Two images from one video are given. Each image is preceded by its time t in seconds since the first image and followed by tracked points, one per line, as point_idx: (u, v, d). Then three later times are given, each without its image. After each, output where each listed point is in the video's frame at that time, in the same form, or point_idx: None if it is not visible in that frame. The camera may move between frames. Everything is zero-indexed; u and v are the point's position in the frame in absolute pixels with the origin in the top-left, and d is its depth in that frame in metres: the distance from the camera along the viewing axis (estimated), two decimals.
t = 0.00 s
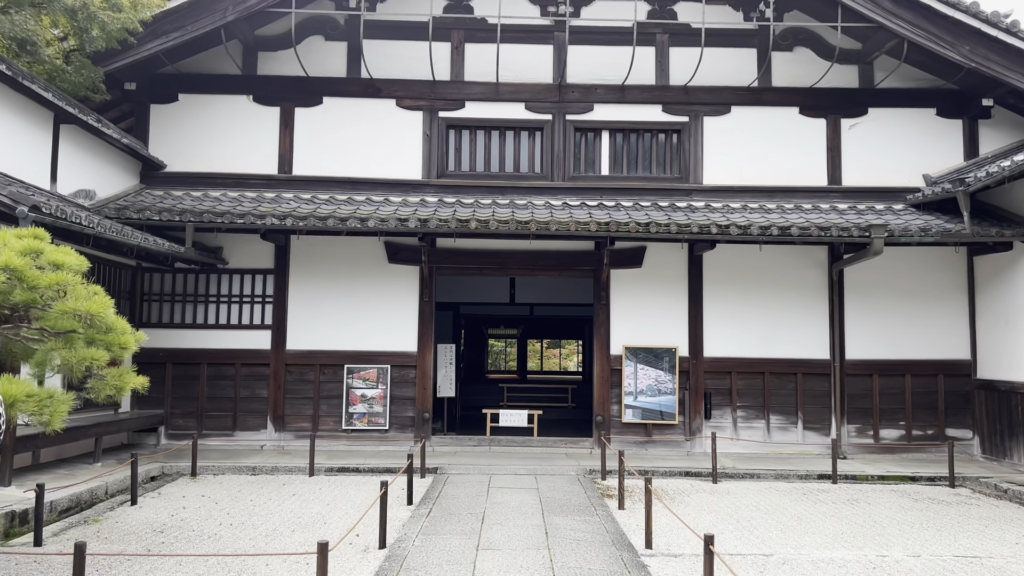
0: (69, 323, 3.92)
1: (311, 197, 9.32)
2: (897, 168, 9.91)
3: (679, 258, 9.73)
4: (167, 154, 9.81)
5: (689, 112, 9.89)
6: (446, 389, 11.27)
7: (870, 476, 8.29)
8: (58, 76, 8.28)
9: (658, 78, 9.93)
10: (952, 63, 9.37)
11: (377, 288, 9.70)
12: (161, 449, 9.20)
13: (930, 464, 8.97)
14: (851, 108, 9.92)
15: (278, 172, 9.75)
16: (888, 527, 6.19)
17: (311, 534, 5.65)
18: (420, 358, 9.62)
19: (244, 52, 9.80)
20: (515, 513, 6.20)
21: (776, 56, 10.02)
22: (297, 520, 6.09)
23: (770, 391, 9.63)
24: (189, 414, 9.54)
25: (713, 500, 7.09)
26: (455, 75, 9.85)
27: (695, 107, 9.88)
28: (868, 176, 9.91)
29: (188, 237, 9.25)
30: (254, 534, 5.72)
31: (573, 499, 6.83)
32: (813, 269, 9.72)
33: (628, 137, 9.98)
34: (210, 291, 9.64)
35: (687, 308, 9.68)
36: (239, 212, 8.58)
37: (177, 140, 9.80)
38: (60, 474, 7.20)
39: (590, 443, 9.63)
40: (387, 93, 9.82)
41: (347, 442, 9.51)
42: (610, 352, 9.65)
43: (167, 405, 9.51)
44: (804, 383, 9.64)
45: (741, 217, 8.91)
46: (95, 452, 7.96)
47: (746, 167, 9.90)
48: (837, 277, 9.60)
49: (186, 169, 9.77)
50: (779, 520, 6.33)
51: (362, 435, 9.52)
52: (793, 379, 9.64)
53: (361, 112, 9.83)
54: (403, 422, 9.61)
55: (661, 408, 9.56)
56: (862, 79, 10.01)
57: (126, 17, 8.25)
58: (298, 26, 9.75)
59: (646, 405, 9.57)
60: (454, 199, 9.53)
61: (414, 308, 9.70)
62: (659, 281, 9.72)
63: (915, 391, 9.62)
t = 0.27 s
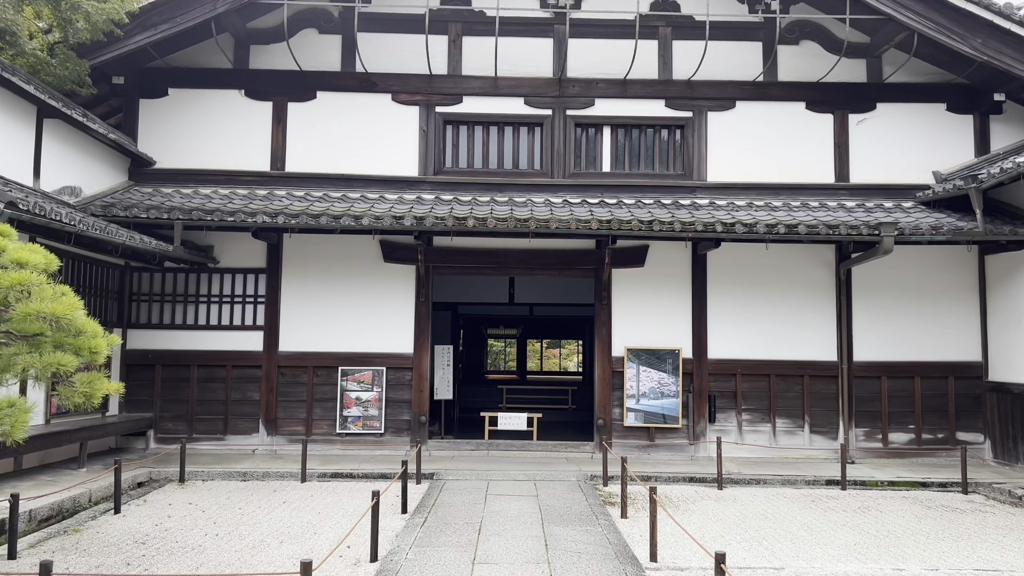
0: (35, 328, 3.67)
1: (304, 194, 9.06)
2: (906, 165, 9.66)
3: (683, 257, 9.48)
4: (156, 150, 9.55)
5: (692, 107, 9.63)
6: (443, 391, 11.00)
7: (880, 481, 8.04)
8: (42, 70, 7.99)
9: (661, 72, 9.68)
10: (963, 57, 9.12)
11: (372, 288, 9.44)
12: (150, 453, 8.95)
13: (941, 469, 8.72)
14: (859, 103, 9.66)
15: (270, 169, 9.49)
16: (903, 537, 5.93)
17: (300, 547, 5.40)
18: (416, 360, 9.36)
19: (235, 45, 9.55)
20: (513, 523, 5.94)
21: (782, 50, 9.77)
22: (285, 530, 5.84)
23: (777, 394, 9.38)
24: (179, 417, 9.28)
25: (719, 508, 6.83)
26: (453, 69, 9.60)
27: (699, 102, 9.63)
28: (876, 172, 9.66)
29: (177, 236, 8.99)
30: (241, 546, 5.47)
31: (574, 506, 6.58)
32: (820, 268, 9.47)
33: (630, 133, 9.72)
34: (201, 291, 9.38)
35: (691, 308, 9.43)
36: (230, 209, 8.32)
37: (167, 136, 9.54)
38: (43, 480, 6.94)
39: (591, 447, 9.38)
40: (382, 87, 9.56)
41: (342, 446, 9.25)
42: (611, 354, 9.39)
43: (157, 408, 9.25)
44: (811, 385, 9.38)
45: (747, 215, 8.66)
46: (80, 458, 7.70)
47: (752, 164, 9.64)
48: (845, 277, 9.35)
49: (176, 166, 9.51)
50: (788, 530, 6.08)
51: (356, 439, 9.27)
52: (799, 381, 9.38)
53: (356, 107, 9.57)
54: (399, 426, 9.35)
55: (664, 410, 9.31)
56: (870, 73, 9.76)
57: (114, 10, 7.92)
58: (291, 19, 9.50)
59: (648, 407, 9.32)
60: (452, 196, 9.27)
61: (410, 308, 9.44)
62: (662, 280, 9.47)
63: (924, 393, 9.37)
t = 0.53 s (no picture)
0: None
1: (298, 187, 8.79)
2: (918, 157, 9.38)
3: (689, 251, 9.20)
4: (147, 141, 9.28)
5: (698, 98, 9.36)
6: (442, 390, 10.73)
7: (893, 483, 7.77)
8: (26, 57, 7.68)
9: (666, 62, 9.40)
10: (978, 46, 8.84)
11: (369, 284, 9.16)
12: (140, 454, 8.69)
13: (956, 470, 8.45)
14: (870, 94, 9.39)
15: (264, 161, 9.22)
16: (923, 543, 5.66)
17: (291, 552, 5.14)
18: (414, 358, 9.09)
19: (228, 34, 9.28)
20: (515, 528, 5.67)
21: (790, 39, 9.50)
22: (276, 536, 5.58)
23: (785, 393, 9.10)
24: (170, 417, 9.02)
25: (729, 511, 6.56)
26: (452, 59, 9.33)
27: (706, 92, 9.35)
28: (888, 165, 9.39)
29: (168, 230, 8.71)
30: (229, 553, 5.20)
31: (578, 510, 6.31)
32: (830, 264, 9.20)
33: (634, 125, 9.45)
34: (193, 287, 9.11)
35: (697, 304, 9.16)
36: (221, 202, 8.05)
37: (158, 127, 9.28)
38: (26, 483, 6.67)
39: (594, 448, 9.11)
40: (379, 77, 9.29)
41: (337, 447, 8.98)
42: (615, 351, 9.12)
43: (147, 407, 8.99)
44: (821, 384, 9.11)
45: (755, 208, 8.38)
46: (66, 458, 7.44)
47: (759, 156, 9.36)
48: (856, 273, 9.08)
49: (167, 158, 9.24)
50: (803, 535, 5.81)
51: (353, 439, 9.00)
52: (809, 379, 9.11)
53: (352, 98, 9.30)
54: (396, 426, 9.08)
55: (669, 410, 9.05)
56: (881, 63, 9.49)
57: None
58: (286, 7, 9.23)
59: (653, 407, 9.05)
60: (451, 189, 9.00)
61: (408, 304, 9.17)
62: (667, 276, 9.19)
63: (937, 392, 9.10)
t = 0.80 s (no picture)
0: None
1: (294, 185, 8.55)
2: (931, 154, 9.14)
3: (696, 251, 8.96)
4: (139, 137, 9.04)
5: (705, 93, 9.11)
6: (442, 393, 10.50)
7: (908, 490, 7.52)
8: (14, 51, 7.31)
9: (671, 57, 9.16)
10: (994, 39, 8.60)
11: (367, 284, 8.92)
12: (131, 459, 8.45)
13: (971, 476, 8.20)
14: (881, 89, 9.14)
15: (259, 158, 8.98)
16: (945, 555, 5.41)
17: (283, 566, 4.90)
18: (414, 360, 8.85)
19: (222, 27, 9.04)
20: (518, 540, 5.42)
21: (799, 33, 9.25)
22: (269, 548, 5.34)
23: (795, 396, 8.86)
24: (163, 421, 8.77)
25: (740, 520, 6.31)
26: (452, 53, 9.08)
27: (713, 87, 9.11)
28: (899, 162, 9.14)
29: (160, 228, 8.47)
30: (218, 566, 4.96)
31: (583, 519, 6.07)
32: (841, 263, 8.95)
33: (639, 121, 9.21)
34: (186, 287, 8.87)
35: (704, 305, 8.91)
36: (214, 199, 7.81)
37: (151, 123, 9.03)
38: (10, 490, 6.43)
39: (598, 452, 8.86)
40: (378, 72, 9.05)
41: (335, 452, 8.74)
42: (620, 354, 8.88)
43: (139, 411, 8.74)
44: (832, 387, 8.87)
45: (765, 206, 8.14)
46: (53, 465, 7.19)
47: (768, 153, 9.12)
48: (867, 272, 8.83)
49: (160, 155, 9.00)
50: (818, 547, 5.56)
51: (350, 444, 8.76)
52: (819, 382, 8.87)
53: (349, 93, 9.06)
54: (395, 430, 8.84)
55: (676, 414, 8.80)
56: (892, 57, 9.24)
57: None
58: None
59: (659, 411, 8.81)
60: (451, 187, 8.75)
61: (407, 305, 8.93)
62: (674, 276, 8.95)
63: (951, 395, 8.85)
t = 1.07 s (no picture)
0: None
1: (288, 179, 8.30)
2: (943, 148, 8.88)
3: (701, 247, 8.71)
4: (129, 130, 8.80)
5: (711, 85, 8.86)
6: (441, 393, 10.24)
7: (922, 493, 7.27)
8: None
9: (676, 48, 8.91)
10: (1009, 29, 8.33)
11: (363, 281, 8.68)
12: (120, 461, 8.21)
13: (986, 479, 7.94)
14: (892, 80, 8.89)
15: (252, 152, 8.74)
16: (965, 564, 5.15)
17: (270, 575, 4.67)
18: (411, 360, 8.60)
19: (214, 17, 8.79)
20: (517, 547, 5.18)
21: (808, 23, 9.01)
22: (256, 556, 5.11)
23: (803, 396, 8.61)
24: (153, 421, 8.53)
25: (749, 526, 6.06)
26: (451, 44, 8.84)
27: (719, 78, 8.86)
28: (910, 156, 8.89)
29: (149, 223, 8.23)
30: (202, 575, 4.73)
31: (585, 525, 5.83)
32: (850, 260, 8.70)
33: (643, 113, 8.96)
34: (177, 284, 8.63)
35: (710, 303, 8.66)
36: (205, 193, 7.56)
37: (141, 115, 8.79)
38: None
39: (601, 454, 8.61)
40: (374, 63, 8.80)
41: (330, 454, 8.49)
42: (623, 353, 8.63)
43: (129, 412, 8.50)
44: (841, 387, 8.62)
45: (773, 200, 7.89)
46: (37, 468, 6.97)
47: (775, 147, 8.87)
48: (878, 269, 8.58)
49: (150, 148, 8.76)
50: (831, 554, 5.31)
51: (345, 445, 8.51)
52: (828, 382, 8.61)
53: (345, 85, 8.81)
54: (392, 431, 8.59)
55: (680, 415, 8.55)
56: (903, 48, 8.99)
57: None
58: None
59: (664, 411, 8.56)
60: (449, 181, 8.51)
61: (404, 303, 8.68)
62: (678, 273, 8.70)
63: (964, 395, 8.59)
